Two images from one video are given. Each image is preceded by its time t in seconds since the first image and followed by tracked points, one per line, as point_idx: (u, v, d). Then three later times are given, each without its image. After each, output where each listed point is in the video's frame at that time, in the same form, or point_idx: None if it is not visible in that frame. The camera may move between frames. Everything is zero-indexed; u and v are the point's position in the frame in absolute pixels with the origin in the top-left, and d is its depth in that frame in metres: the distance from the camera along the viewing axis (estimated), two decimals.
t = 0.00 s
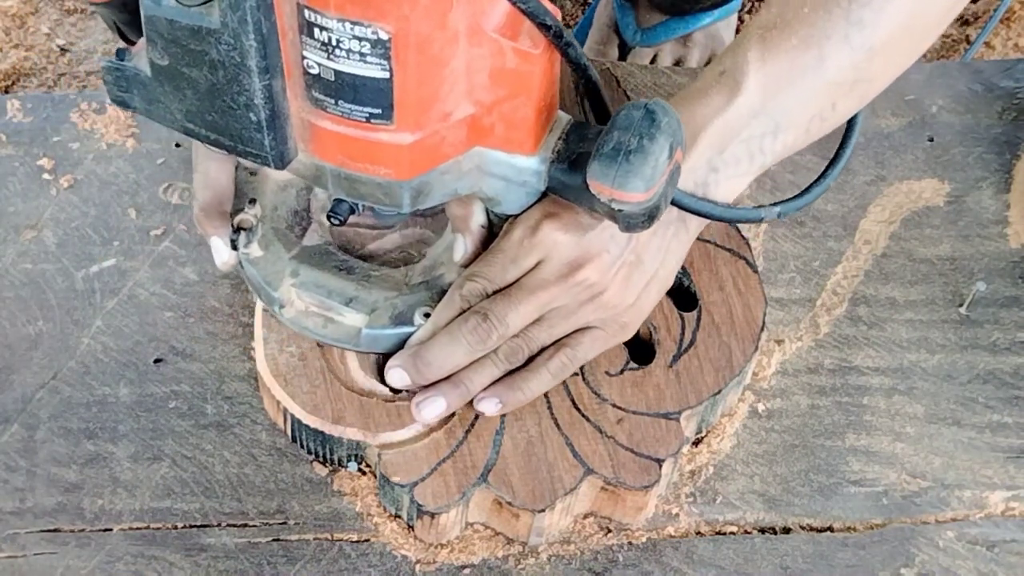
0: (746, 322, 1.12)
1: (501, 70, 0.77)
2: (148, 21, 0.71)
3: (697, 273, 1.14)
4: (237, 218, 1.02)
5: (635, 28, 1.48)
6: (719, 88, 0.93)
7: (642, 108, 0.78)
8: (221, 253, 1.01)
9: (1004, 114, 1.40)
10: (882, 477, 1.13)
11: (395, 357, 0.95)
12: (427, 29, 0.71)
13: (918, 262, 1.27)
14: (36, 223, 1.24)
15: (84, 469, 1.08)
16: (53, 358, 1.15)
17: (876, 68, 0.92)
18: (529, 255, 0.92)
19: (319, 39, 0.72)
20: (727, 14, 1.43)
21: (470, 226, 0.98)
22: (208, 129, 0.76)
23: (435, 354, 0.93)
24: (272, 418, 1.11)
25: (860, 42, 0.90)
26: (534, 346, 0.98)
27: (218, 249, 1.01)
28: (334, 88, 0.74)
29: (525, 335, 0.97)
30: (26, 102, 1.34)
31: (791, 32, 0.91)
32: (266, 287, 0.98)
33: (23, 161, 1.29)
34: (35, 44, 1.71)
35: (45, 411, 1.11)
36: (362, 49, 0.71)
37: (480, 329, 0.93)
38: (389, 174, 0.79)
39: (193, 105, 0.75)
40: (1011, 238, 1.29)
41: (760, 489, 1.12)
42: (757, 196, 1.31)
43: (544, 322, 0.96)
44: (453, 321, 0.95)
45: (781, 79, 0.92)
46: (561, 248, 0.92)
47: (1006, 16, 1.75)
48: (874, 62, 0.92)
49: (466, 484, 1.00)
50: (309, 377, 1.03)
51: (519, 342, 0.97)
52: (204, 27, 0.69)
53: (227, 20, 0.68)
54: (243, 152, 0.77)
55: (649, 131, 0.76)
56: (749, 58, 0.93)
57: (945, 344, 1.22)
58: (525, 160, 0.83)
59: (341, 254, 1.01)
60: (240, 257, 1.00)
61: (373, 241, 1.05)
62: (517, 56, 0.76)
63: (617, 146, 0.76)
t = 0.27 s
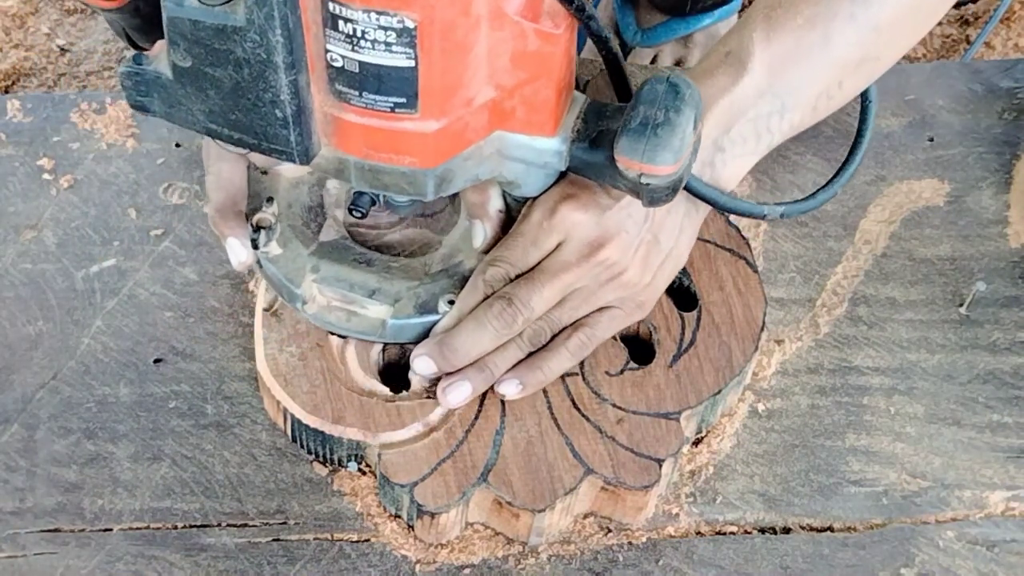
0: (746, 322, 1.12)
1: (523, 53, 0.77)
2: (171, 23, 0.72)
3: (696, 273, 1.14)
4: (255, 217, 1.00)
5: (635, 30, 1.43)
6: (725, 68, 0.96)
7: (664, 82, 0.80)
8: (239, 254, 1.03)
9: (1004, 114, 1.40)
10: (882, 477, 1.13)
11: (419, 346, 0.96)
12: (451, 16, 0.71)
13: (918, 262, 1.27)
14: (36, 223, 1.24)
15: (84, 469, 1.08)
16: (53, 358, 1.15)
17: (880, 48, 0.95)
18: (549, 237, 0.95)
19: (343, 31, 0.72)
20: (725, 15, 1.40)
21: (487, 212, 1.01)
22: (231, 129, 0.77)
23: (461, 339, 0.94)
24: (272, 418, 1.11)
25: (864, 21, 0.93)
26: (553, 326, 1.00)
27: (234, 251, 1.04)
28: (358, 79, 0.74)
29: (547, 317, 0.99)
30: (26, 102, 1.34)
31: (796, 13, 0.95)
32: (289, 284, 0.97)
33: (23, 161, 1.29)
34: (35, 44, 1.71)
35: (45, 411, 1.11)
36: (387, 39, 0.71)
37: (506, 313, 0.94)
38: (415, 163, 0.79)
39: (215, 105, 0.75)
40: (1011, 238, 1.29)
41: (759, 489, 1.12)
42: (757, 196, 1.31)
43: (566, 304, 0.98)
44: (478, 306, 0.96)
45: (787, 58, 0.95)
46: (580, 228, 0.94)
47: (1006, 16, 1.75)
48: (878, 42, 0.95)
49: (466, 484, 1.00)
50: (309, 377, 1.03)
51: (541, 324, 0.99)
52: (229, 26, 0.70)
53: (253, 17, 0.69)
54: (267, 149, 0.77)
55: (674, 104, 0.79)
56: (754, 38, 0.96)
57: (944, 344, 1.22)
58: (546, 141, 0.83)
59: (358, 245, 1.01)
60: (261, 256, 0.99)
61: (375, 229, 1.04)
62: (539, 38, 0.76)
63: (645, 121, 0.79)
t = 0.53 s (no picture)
0: (746, 323, 1.12)
1: (523, 32, 0.77)
2: (173, 12, 0.72)
3: (696, 273, 1.14)
4: (258, 205, 1.01)
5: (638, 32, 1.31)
6: (718, 58, 1.01)
7: (664, 56, 0.81)
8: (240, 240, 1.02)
9: (1004, 114, 1.40)
10: (882, 477, 1.13)
11: (424, 335, 0.99)
12: None
13: (918, 262, 1.27)
14: (36, 223, 1.24)
15: (84, 469, 1.08)
16: (53, 358, 1.15)
17: (875, 40, 1.01)
18: (546, 216, 0.97)
19: (345, 15, 0.72)
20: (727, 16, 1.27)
21: (486, 191, 1.03)
22: (234, 116, 0.77)
23: (464, 322, 0.97)
24: (272, 418, 1.11)
25: (859, 14, 1.00)
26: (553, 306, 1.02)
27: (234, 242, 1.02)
28: (361, 63, 0.75)
29: (546, 298, 1.01)
30: (26, 102, 1.34)
31: (792, 6, 1.01)
32: (293, 271, 0.99)
33: (22, 161, 1.29)
34: (35, 44, 1.71)
35: (45, 411, 1.11)
36: (390, 21, 0.72)
37: (506, 294, 0.97)
38: (417, 145, 0.80)
39: (218, 93, 0.76)
40: (1011, 238, 1.29)
41: (760, 489, 1.12)
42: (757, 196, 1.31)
43: (565, 284, 1.01)
44: (479, 288, 0.99)
45: (783, 47, 1.01)
46: (576, 208, 0.96)
47: (1006, 16, 1.75)
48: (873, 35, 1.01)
49: (466, 484, 1.00)
50: (309, 377, 1.03)
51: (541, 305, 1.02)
52: (233, 13, 0.70)
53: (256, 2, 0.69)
54: (271, 136, 0.78)
55: (673, 77, 0.80)
56: (751, 29, 1.01)
57: (945, 344, 1.22)
58: (546, 120, 0.84)
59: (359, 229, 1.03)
60: (262, 244, 1.00)
61: (375, 215, 1.04)
62: (539, 16, 0.77)
63: (647, 95, 0.80)
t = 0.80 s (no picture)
0: (746, 322, 1.12)
1: (509, 22, 0.78)
2: (159, 6, 0.72)
3: (696, 274, 1.14)
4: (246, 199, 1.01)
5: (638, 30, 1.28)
6: (709, 58, 1.01)
7: (650, 44, 0.82)
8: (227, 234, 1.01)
9: (1004, 114, 1.40)
10: (882, 477, 1.13)
11: (415, 333, 1.00)
12: None
13: (918, 262, 1.27)
14: (36, 223, 1.24)
15: (84, 469, 1.08)
16: (53, 358, 1.15)
17: (869, 42, 1.00)
18: (531, 207, 0.96)
19: (332, 7, 0.72)
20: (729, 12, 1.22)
21: (474, 182, 1.03)
22: (221, 109, 0.77)
23: (452, 317, 0.98)
24: (272, 418, 1.11)
25: (853, 15, 0.98)
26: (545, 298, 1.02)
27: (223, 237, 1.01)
28: (348, 55, 0.75)
29: (536, 289, 1.01)
30: (26, 102, 1.34)
31: (784, 5, 1.00)
32: (282, 265, 0.99)
33: (22, 161, 1.29)
34: (35, 45, 1.71)
35: (45, 411, 1.11)
36: (376, 12, 0.72)
37: (492, 286, 0.97)
38: (405, 136, 0.80)
39: (205, 87, 0.76)
40: (1011, 238, 1.29)
41: (760, 489, 1.12)
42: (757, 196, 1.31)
43: (553, 274, 1.00)
44: (466, 279, 0.99)
45: (774, 46, 1.00)
46: (561, 198, 0.96)
47: (1006, 16, 1.75)
48: (866, 36, 0.99)
49: (466, 484, 1.00)
50: (309, 377, 1.03)
51: (530, 296, 1.01)
52: (219, 6, 0.70)
53: None
54: (259, 129, 0.78)
55: (660, 66, 0.80)
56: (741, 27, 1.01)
57: (945, 344, 1.22)
58: (533, 111, 0.84)
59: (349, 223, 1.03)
60: (251, 238, 1.00)
61: (375, 212, 1.07)
62: (525, 6, 0.77)
63: (634, 85, 0.80)
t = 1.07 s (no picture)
0: (746, 322, 1.12)
1: (494, 37, 0.78)
2: (142, 18, 0.73)
3: (696, 274, 1.14)
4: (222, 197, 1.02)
5: (638, 30, 1.28)
6: (696, 61, 1.00)
7: (636, 64, 0.83)
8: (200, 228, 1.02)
9: (1004, 115, 1.40)
10: (882, 477, 1.13)
11: (396, 327, 1.00)
12: (427, 6, 0.72)
13: (918, 262, 1.27)
14: (36, 223, 1.24)
15: (84, 469, 1.08)
16: (52, 358, 1.15)
17: (855, 57, 0.99)
18: (516, 207, 0.99)
19: (317, 23, 0.72)
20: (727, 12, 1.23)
21: (452, 180, 1.06)
22: (201, 118, 0.77)
23: (434, 314, 0.99)
24: (273, 418, 1.11)
25: (843, 31, 0.97)
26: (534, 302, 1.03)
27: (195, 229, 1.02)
28: (332, 68, 0.75)
29: (522, 290, 1.01)
30: (26, 102, 1.34)
31: (776, 14, 0.98)
32: (256, 264, 1.00)
33: (23, 161, 1.29)
34: (35, 45, 1.71)
35: (44, 411, 1.11)
36: (362, 29, 0.72)
37: (476, 286, 0.98)
38: (386, 147, 0.80)
39: (186, 96, 0.76)
40: (1011, 238, 1.29)
41: (760, 489, 1.12)
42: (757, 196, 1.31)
43: (538, 275, 1.01)
44: (449, 278, 1.00)
45: (760, 55, 0.99)
46: (546, 198, 0.99)
47: (1006, 16, 1.75)
48: (853, 52, 0.99)
49: (466, 484, 1.00)
50: (309, 377, 1.03)
51: (516, 298, 1.01)
52: (203, 20, 0.70)
53: (227, 11, 0.70)
54: (239, 138, 0.78)
55: (646, 87, 0.82)
56: (732, 32, 0.99)
57: (945, 344, 1.22)
58: (515, 119, 0.85)
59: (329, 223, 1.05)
60: (226, 236, 1.01)
61: (375, 212, 1.11)
62: (511, 22, 0.78)
63: (619, 104, 0.82)
